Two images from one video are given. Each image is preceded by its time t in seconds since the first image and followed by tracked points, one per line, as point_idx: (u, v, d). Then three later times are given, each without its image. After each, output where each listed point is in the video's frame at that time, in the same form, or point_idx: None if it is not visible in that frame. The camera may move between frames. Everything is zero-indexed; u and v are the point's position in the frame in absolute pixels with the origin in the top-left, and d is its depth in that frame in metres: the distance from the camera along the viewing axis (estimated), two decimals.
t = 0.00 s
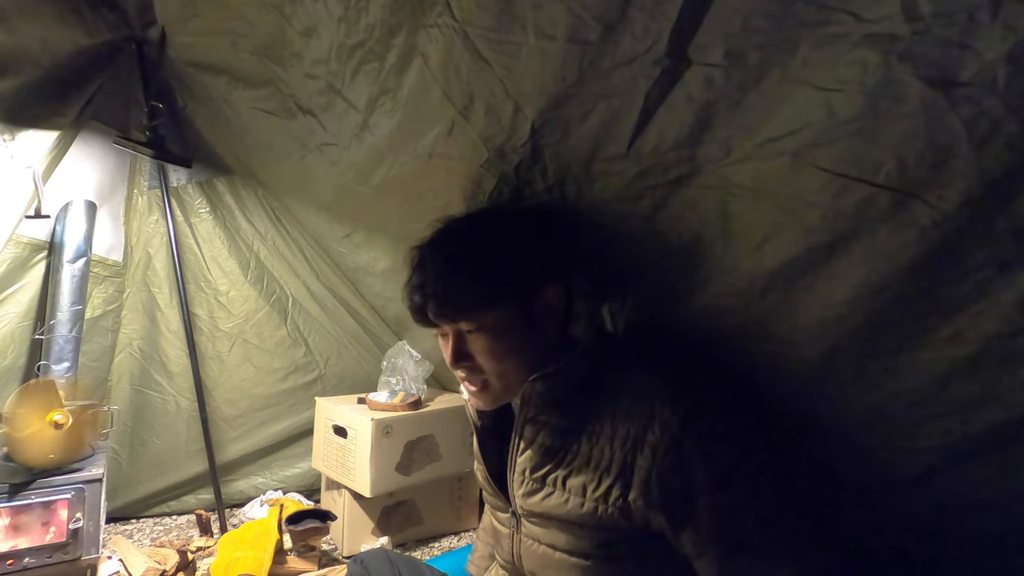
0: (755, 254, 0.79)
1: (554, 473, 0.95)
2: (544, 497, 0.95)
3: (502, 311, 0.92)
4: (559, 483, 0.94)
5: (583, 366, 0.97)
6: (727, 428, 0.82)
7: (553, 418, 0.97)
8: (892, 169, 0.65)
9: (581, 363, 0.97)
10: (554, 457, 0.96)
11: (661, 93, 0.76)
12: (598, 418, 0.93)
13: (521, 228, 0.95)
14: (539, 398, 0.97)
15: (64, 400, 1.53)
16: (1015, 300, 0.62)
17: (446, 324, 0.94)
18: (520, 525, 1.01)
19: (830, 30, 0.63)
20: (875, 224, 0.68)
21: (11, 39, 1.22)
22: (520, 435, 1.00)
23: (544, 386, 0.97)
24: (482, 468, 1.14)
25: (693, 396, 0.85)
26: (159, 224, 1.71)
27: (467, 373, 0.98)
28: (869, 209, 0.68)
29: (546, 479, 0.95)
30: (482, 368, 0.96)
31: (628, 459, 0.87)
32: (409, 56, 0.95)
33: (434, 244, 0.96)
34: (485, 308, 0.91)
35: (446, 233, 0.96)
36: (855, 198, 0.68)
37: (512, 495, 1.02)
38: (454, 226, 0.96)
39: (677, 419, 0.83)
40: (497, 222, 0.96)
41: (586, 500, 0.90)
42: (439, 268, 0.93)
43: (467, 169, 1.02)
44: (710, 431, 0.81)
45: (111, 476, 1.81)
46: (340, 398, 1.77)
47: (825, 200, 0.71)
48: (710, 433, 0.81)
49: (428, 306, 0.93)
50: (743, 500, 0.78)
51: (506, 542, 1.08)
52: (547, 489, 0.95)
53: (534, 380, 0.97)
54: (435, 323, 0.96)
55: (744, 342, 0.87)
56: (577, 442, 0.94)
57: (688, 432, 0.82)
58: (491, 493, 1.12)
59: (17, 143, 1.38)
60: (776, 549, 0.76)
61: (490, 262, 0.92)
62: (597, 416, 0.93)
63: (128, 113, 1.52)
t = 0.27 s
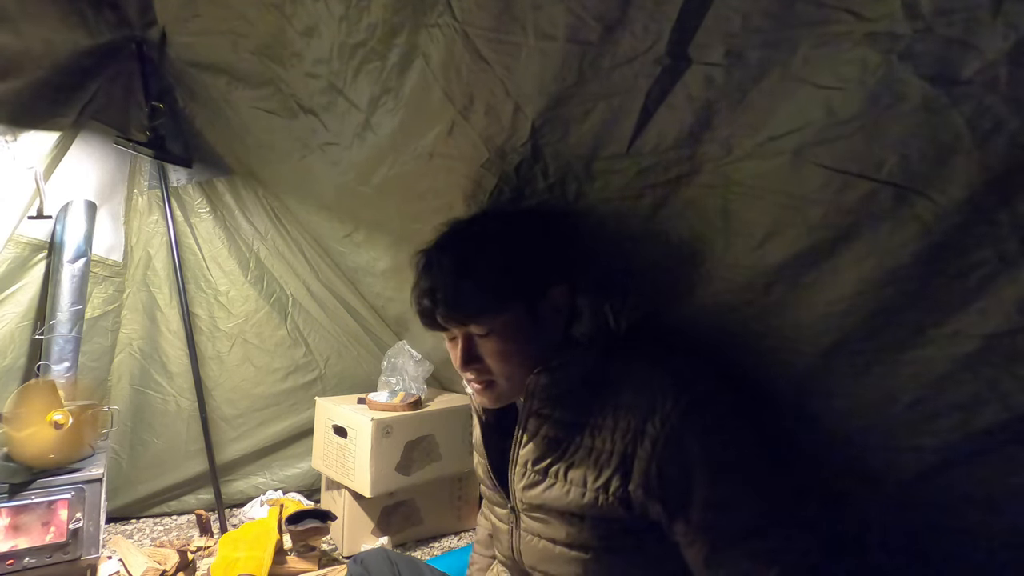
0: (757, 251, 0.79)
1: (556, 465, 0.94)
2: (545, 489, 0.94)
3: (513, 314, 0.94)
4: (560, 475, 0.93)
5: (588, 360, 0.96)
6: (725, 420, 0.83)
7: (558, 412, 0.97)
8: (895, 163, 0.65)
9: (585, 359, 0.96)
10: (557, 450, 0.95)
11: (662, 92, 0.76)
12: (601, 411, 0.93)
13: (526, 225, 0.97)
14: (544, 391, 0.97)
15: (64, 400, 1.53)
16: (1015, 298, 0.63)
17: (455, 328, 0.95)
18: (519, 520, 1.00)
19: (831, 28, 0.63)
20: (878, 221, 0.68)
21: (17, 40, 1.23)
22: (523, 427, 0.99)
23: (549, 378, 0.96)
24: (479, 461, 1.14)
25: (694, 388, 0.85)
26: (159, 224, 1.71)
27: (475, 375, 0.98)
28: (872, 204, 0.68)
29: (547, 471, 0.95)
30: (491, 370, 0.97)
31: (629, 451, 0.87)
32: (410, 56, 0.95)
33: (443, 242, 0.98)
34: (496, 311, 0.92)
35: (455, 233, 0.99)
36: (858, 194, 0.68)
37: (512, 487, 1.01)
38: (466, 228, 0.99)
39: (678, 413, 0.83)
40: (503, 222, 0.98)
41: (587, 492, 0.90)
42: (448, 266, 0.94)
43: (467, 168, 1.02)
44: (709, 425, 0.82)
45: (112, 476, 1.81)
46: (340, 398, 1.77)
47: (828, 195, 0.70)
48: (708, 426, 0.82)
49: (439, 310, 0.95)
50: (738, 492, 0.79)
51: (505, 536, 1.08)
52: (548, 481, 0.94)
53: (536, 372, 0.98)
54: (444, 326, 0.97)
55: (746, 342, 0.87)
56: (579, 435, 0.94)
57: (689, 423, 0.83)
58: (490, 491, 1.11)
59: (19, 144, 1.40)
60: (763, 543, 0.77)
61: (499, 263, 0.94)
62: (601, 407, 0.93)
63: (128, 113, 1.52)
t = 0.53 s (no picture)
0: (757, 251, 0.79)
1: (556, 474, 0.94)
2: (543, 497, 0.94)
3: (519, 309, 0.93)
4: (559, 483, 0.93)
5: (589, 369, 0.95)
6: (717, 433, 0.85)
7: (557, 420, 0.95)
8: (895, 165, 0.65)
9: (588, 366, 0.95)
10: (557, 459, 0.95)
11: (664, 89, 0.75)
12: (601, 422, 0.93)
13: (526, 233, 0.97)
14: (546, 400, 0.94)
15: (64, 401, 1.53)
16: (1015, 298, 0.63)
17: (464, 325, 0.94)
18: (518, 522, 1.01)
19: (829, 28, 0.62)
20: (877, 220, 0.68)
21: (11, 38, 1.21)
22: (523, 432, 0.98)
23: (552, 388, 0.94)
24: (479, 462, 1.13)
25: (691, 400, 0.87)
26: (159, 224, 1.71)
27: (482, 373, 0.96)
28: (871, 205, 0.68)
29: (546, 479, 0.94)
30: (497, 369, 0.95)
31: (627, 462, 0.87)
32: (410, 56, 0.95)
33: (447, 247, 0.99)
34: (502, 307, 0.92)
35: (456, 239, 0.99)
36: (858, 194, 0.68)
37: (509, 493, 1.00)
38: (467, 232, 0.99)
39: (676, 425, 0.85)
40: (505, 228, 0.98)
41: (585, 502, 0.90)
42: (452, 272, 0.94)
43: (469, 167, 1.02)
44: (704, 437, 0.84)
45: (111, 476, 1.81)
46: (340, 398, 1.76)
47: (827, 196, 0.71)
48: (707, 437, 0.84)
49: (444, 307, 0.94)
50: (734, 502, 0.81)
51: (505, 538, 1.07)
52: (547, 489, 0.94)
53: (542, 383, 0.94)
54: (449, 322, 0.96)
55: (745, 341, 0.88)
56: (579, 445, 0.94)
57: (688, 436, 0.84)
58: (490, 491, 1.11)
59: (19, 143, 1.38)
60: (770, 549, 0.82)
61: (502, 265, 0.93)
62: (600, 417, 0.93)
63: (129, 112, 1.52)
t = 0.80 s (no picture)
0: (756, 253, 0.80)
1: (558, 477, 0.96)
2: (547, 500, 0.95)
3: (518, 300, 0.98)
4: (562, 486, 0.95)
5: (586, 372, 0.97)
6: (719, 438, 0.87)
7: (558, 423, 0.97)
8: (894, 166, 0.65)
9: (585, 369, 0.96)
10: (558, 461, 0.97)
11: (665, 87, 0.76)
12: (602, 425, 0.95)
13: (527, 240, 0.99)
14: (545, 402, 0.97)
15: (64, 400, 1.53)
16: (1015, 298, 0.63)
17: (465, 313, 0.99)
18: (520, 526, 1.02)
19: (828, 30, 0.62)
20: (876, 221, 0.69)
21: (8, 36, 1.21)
22: (522, 438, 0.99)
23: (551, 390, 0.96)
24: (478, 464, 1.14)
25: (692, 405, 0.89)
26: (159, 224, 1.71)
27: (481, 361, 0.99)
28: (869, 207, 0.68)
29: (549, 483, 0.96)
30: (497, 358, 0.99)
31: (632, 465, 0.89)
32: (411, 55, 0.95)
33: (450, 253, 1.02)
34: (502, 295, 0.97)
35: (456, 246, 1.02)
36: (857, 196, 0.68)
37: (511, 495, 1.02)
38: (467, 237, 1.02)
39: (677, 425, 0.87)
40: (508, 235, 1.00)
41: (589, 504, 0.91)
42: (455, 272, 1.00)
43: (471, 166, 1.02)
44: (706, 440, 0.86)
45: (111, 476, 1.81)
46: (340, 398, 1.76)
47: (824, 200, 0.71)
48: (708, 440, 0.86)
49: (447, 295, 1.00)
50: (738, 504, 0.83)
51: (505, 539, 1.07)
52: (551, 493, 0.95)
53: (541, 386, 0.97)
54: (452, 313, 1.02)
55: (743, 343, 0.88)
56: (581, 448, 0.95)
57: (690, 440, 0.86)
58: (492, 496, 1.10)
59: (18, 144, 1.39)
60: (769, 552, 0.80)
61: (502, 264, 0.98)
62: (600, 420, 0.95)
63: (128, 113, 1.52)
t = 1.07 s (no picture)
0: (756, 253, 0.79)
1: (566, 483, 0.96)
2: (555, 506, 0.96)
3: (523, 297, 0.98)
4: (570, 492, 0.95)
5: (591, 377, 0.96)
6: (731, 445, 0.87)
7: (564, 428, 0.97)
8: (894, 168, 0.65)
9: (592, 371, 0.96)
10: (565, 467, 0.97)
11: (665, 88, 0.75)
12: (608, 429, 0.95)
13: (531, 245, 1.00)
14: (551, 407, 0.96)
15: (64, 400, 1.53)
16: (1016, 299, 0.63)
17: (467, 309, 0.99)
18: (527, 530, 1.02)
19: (829, 31, 0.62)
20: (876, 222, 0.68)
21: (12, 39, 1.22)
22: (528, 443, 1.00)
23: (556, 396, 0.96)
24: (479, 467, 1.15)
25: (700, 411, 0.89)
26: (159, 224, 1.71)
27: (483, 358, 0.98)
28: (870, 208, 0.68)
29: (557, 488, 0.96)
30: (500, 354, 0.97)
31: (643, 471, 0.89)
32: (411, 56, 0.95)
33: (456, 253, 1.03)
34: (506, 290, 0.97)
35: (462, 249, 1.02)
36: (857, 198, 0.68)
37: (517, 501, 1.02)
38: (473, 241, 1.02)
39: (687, 430, 0.88)
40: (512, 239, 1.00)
41: (599, 511, 0.92)
42: (460, 270, 1.00)
43: (472, 167, 1.01)
44: (716, 446, 0.87)
45: (112, 476, 1.81)
46: (340, 398, 1.76)
47: (823, 201, 0.71)
48: (718, 446, 0.86)
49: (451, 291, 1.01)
50: (747, 508, 0.83)
51: (509, 543, 1.07)
52: (558, 498, 0.96)
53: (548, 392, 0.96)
54: (455, 308, 1.02)
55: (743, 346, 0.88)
56: (588, 453, 0.96)
57: (700, 446, 0.86)
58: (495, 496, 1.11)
59: (17, 143, 1.39)
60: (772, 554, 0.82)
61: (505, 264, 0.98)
62: (607, 426, 0.95)
63: (128, 113, 1.52)
